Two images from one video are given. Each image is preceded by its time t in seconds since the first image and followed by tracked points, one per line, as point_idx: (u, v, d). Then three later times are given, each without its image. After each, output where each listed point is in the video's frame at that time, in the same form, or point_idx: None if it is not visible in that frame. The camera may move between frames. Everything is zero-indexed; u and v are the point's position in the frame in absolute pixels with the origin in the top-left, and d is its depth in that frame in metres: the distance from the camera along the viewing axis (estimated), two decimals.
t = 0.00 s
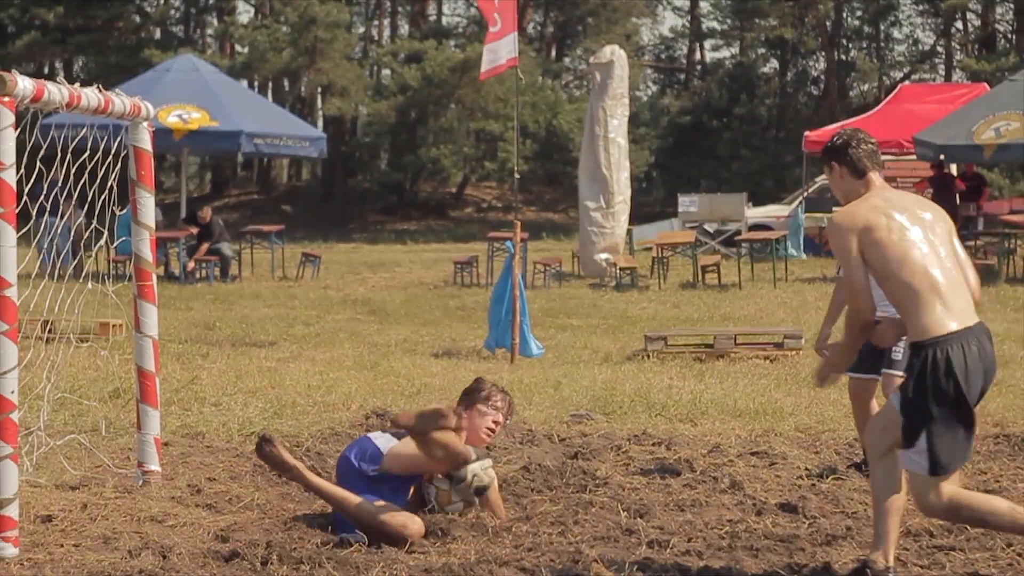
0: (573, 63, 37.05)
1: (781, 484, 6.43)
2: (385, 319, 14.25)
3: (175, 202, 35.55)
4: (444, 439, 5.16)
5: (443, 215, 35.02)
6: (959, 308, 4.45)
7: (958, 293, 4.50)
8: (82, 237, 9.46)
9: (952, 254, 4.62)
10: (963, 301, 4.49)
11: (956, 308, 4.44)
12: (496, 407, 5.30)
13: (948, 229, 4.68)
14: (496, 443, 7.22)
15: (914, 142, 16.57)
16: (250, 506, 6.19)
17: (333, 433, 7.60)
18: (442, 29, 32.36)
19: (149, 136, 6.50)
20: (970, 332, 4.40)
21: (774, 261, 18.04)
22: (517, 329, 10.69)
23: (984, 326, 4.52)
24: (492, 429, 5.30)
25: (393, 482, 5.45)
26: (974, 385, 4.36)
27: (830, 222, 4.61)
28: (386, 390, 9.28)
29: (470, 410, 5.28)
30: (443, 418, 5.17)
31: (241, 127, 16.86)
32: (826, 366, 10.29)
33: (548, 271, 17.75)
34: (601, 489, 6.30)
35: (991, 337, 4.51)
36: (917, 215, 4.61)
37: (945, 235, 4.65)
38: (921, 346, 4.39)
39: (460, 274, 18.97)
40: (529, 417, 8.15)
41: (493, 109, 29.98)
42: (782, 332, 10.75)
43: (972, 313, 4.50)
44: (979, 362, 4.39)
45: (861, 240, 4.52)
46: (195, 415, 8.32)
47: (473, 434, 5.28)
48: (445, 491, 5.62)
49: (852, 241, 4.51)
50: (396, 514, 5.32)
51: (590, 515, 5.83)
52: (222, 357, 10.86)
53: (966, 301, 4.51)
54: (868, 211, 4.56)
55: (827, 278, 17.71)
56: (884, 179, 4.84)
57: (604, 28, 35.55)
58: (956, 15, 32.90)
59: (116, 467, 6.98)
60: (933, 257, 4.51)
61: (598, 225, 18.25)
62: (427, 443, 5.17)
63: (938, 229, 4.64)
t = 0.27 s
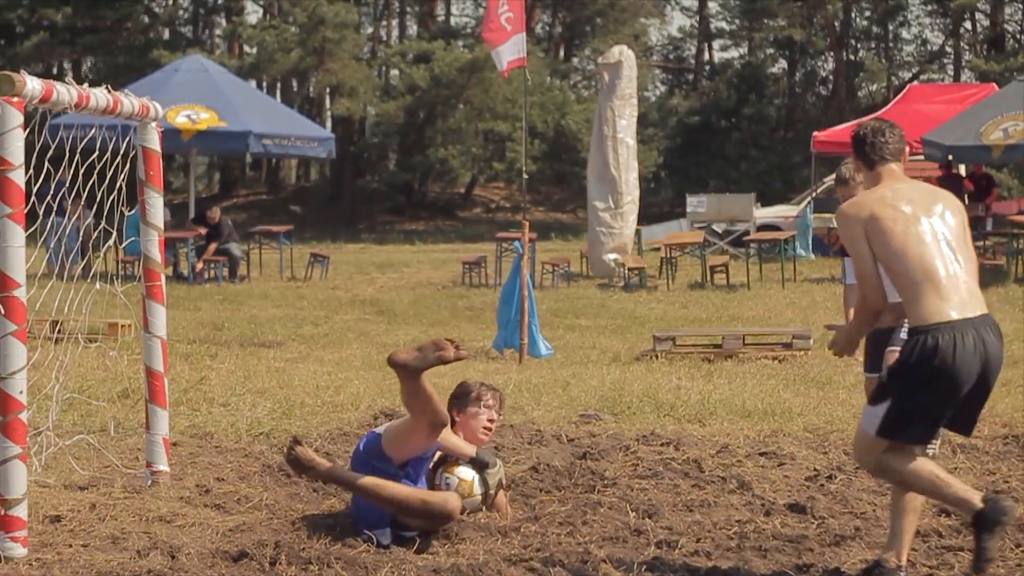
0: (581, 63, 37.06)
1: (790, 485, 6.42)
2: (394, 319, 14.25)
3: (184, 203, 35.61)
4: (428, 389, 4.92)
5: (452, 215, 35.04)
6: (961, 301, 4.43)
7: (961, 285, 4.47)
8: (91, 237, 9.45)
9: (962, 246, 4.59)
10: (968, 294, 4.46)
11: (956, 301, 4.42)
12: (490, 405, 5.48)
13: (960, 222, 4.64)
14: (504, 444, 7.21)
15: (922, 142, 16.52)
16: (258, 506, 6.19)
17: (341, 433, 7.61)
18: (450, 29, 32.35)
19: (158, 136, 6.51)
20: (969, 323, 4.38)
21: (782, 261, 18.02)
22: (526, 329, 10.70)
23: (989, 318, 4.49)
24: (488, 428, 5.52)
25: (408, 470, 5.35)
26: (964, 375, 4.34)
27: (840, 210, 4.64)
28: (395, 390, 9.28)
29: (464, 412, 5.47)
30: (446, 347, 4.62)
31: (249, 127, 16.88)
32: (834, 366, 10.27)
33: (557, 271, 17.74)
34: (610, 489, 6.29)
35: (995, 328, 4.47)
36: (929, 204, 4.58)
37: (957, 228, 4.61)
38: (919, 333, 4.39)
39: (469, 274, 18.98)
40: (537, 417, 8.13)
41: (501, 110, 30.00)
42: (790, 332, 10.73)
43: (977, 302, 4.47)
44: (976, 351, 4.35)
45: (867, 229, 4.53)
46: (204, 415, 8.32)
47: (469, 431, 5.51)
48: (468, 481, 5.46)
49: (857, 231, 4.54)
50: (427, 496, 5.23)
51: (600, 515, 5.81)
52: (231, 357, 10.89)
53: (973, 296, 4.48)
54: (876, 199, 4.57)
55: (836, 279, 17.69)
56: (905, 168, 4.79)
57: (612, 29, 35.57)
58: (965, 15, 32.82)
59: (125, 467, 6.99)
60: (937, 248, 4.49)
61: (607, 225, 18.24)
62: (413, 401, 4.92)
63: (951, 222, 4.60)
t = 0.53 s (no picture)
0: (589, 63, 37.03)
1: (798, 484, 6.40)
2: (402, 319, 14.23)
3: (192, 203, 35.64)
4: (389, 411, 5.05)
5: (459, 215, 35.03)
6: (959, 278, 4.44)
7: (969, 268, 4.47)
8: (99, 237, 9.44)
9: (981, 231, 4.59)
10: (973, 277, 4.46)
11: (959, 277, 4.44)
12: (495, 401, 5.52)
13: (985, 209, 4.66)
14: (512, 445, 7.21)
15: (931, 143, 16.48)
16: (266, 506, 6.19)
17: (349, 433, 7.61)
18: (458, 29, 32.33)
19: (165, 136, 6.51)
20: (971, 304, 4.40)
21: (790, 261, 17.99)
22: (534, 330, 10.71)
23: (1001, 305, 4.48)
24: (498, 426, 5.56)
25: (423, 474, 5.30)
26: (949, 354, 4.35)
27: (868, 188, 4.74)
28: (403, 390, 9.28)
29: (471, 409, 5.51)
30: (381, 390, 4.86)
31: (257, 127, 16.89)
32: (843, 367, 10.25)
33: (565, 271, 17.75)
34: (617, 489, 6.28)
35: (1004, 317, 4.45)
36: (949, 188, 4.62)
37: (981, 215, 4.61)
38: (918, 307, 4.44)
39: (477, 274, 18.98)
40: (544, 418, 8.11)
41: (509, 110, 30.01)
42: (798, 332, 10.71)
43: (984, 286, 4.46)
44: (965, 331, 4.35)
45: (882, 208, 4.63)
46: (212, 415, 8.32)
47: (478, 426, 5.54)
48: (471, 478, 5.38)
49: (874, 209, 4.64)
50: (486, 472, 5.26)
51: (607, 515, 5.80)
52: (238, 357, 10.89)
53: (982, 278, 4.48)
54: (896, 179, 4.65)
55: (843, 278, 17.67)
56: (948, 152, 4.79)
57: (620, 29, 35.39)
58: (973, 15, 32.74)
59: (133, 467, 7.00)
60: (950, 230, 4.52)
61: (614, 225, 18.22)
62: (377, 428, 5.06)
63: (976, 209, 4.60)
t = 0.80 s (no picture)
0: (596, 64, 37.04)
1: (805, 485, 6.39)
2: (409, 320, 14.22)
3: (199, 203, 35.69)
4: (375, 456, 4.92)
5: (466, 216, 35.03)
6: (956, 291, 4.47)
7: (971, 280, 4.47)
8: (106, 238, 9.46)
9: (1005, 246, 4.52)
10: (974, 290, 4.45)
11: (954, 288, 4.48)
12: (504, 377, 5.47)
13: (1015, 221, 4.55)
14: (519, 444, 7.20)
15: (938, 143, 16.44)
16: (272, 506, 6.19)
17: (355, 434, 7.62)
18: (464, 29, 32.34)
19: (172, 137, 6.50)
20: (966, 317, 4.41)
21: (797, 261, 17.98)
22: (540, 330, 10.70)
23: (1008, 322, 4.42)
24: (507, 404, 5.54)
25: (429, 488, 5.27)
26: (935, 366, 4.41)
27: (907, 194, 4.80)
28: (409, 390, 9.28)
29: (481, 388, 5.49)
30: (338, 454, 4.71)
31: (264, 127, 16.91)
32: (850, 368, 10.22)
33: (571, 271, 17.75)
34: (624, 490, 6.27)
35: (1006, 336, 4.39)
36: (973, 199, 4.57)
37: (1006, 227, 4.53)
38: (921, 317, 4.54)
39: (483, 275, 18.97)
40: (551, 418, 8.10)
41: (515, 110, 30.01)
42: (805, 333, 10.67)
43: (987, 300, 4.44)
44: (952, 342, 4.39)
45: (907, 213, 4.70)
46: (219, 416, 8.32)
47: (488, 404, 5.52)
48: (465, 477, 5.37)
49: (900, 216, 4.72)
50: (513, 472, 5.35)
51: (613, 515, 5.79)
52: (245, 357, 10.91)
53: (987, 292, 4.45)
54: (923, 188, 4.68)
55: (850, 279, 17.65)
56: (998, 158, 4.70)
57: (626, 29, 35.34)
58: (980, 15, 32.68)
59: (140, 467, 7.01)
60: (958, 242, 4.52)
61: (621, 225, 18.20)
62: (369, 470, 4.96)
63: (999, 221, 4.53)
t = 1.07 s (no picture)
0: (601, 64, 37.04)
1: (812, 485, 6.38)
2: (414, 320, 14.22)
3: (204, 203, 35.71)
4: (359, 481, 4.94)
5: (471, 216, 35.03)
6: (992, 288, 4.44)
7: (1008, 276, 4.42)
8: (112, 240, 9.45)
9: None
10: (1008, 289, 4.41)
11: (991, 285, 4.45)
12: (516, 359, 5.31)
13: None
14: (524, 444, 7.20)
15: (944, 142, 16.41)
16: (277, 506, 6.19)
17: (360, 434, 7.62)
18: (470, 30, 32.33)
19: (177, 137, 6.50)
20: (996, 314, 4.39)
21: (802, 261, 17.97)
22: (546, 331, 10.69)
23: None
24: (518, 383, 5.36)
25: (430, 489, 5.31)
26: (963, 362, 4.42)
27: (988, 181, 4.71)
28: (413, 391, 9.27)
29: (489, 370, 5.30)
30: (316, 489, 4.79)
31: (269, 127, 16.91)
32: (855, 368, 10.20)
33: (576, 271, 17.75)
34: (629, 490, 6.26)
35: None
36: None
37: None
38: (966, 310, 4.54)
39: (488, 274, 18.96)
40: (556, 419, 8.09)
41: (521, 110, 30.01)
42: (810, 333, 10.64)
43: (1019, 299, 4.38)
44: (978, 338, 4.39)
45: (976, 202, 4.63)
46: (223, 415, 8.33)
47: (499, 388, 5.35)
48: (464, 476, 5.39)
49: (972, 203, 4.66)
50: (504, 480, 5.40)
51: (617, 515, 5.78)
52: (250, 357, 10.92)
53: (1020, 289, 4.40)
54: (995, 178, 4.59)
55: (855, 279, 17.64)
56: None
57: (632, 29, 35.35)
58: (986, 16, 32.64)
59: (144, 467, 7.01)
60: (1002, 238, 4.44)
61: (626, 225, 18.21)
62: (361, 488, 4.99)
63: None
